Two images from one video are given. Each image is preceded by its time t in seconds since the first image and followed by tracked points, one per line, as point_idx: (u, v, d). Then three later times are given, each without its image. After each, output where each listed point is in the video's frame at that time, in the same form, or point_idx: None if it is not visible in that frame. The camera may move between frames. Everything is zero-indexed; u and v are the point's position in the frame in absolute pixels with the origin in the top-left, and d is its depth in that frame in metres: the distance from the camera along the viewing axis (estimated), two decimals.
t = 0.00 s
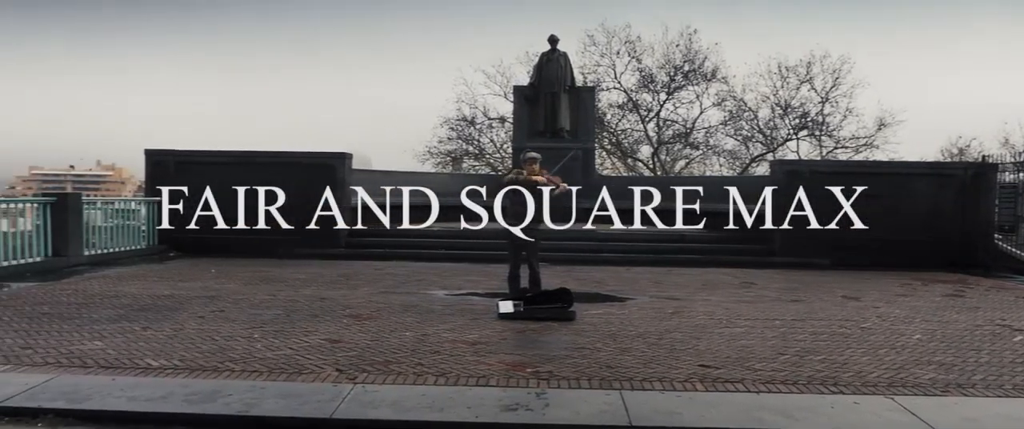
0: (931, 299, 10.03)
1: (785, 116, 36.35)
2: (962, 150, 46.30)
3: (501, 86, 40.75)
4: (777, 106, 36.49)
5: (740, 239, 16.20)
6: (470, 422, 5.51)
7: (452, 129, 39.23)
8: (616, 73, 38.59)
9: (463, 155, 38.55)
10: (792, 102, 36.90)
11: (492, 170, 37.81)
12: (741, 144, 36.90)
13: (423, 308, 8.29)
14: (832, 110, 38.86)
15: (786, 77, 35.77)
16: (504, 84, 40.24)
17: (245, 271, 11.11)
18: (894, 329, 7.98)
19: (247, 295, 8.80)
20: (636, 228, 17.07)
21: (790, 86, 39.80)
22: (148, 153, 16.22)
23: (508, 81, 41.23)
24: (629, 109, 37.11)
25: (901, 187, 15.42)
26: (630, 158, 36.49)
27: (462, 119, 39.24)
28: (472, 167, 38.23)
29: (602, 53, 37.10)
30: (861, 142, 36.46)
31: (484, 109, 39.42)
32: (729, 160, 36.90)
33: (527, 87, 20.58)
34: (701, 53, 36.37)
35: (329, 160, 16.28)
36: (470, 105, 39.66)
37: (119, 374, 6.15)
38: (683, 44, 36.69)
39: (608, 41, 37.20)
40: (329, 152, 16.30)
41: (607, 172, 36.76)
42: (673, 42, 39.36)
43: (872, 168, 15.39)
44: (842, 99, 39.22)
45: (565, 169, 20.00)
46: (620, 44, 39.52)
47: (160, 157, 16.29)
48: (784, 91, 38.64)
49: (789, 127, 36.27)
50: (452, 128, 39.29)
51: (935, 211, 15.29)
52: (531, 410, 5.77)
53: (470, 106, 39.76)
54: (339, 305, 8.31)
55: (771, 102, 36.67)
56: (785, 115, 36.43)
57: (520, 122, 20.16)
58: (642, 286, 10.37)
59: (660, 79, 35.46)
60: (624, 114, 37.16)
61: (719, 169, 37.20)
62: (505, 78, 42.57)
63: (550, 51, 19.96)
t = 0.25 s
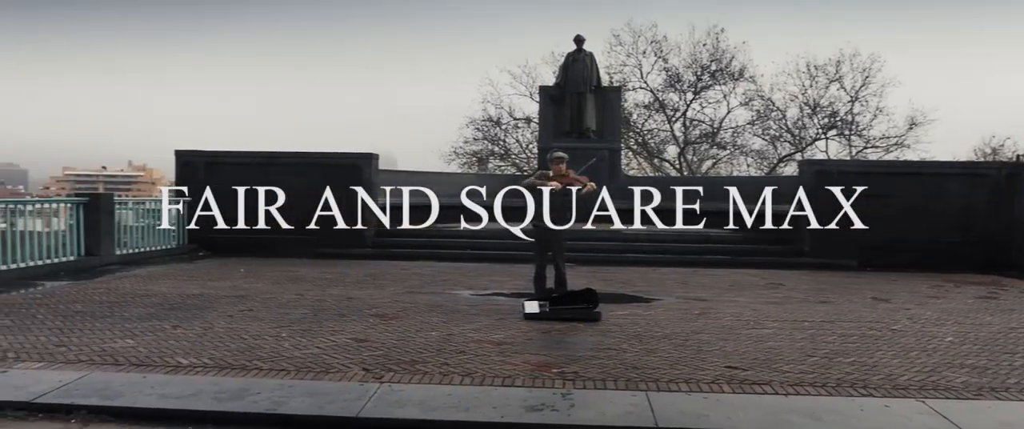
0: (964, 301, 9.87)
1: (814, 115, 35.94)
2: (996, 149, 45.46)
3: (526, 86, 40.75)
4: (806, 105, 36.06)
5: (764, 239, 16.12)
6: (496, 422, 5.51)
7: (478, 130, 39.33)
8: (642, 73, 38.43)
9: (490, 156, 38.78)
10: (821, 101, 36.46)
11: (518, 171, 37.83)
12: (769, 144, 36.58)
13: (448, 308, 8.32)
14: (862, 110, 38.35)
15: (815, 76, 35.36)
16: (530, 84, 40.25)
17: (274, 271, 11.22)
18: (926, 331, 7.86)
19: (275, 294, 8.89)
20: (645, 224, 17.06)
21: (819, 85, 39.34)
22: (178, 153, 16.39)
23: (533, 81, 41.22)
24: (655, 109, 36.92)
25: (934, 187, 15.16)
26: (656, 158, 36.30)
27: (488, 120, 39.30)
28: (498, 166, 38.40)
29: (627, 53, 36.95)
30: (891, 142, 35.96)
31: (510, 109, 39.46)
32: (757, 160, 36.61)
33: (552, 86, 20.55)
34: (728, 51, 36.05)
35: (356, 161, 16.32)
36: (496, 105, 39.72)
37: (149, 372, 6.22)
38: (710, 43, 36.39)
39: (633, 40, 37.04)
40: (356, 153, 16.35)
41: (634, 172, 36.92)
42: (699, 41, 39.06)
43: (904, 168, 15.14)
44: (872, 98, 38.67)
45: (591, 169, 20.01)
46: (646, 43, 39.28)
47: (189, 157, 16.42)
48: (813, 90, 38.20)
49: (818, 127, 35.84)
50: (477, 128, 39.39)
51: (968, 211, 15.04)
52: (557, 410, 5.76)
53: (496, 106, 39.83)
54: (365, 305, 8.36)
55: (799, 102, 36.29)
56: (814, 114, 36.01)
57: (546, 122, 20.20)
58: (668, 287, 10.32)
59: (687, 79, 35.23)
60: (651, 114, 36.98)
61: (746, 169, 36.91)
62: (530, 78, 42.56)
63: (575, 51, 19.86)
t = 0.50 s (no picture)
0: (998, 303, 9.69)
1: (842, 115, 35.51)
2: None
3: (551, 87, 40.73)
4: (835, 104, 35.63)
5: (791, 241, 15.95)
6: (521, 422, 5.50)
7: (503, 130, 39.38)
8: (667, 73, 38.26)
9: (515, 156, 38.84)
10: (849, 100, 36.02)
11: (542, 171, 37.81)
12: (796, 144, 36.24)
13: (473, 308, 8.33)
14: (892, 109, 37.83)
15: (843, 74, 34.95)
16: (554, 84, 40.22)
17: (301, 271, 11.31)
18: (957, 334, 7.74)
19: (302, 294, 8.96)
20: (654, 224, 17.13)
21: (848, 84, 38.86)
22: (207, 154, 16.67)
23: (558, 81, 41.20)
24: (680, 108, 36.72)
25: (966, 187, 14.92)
26: (682, 158, 36.04)
27: (513, 120, 39.33)
28: (523, 166, 38.39)
29: (653, 52, 36.81)
30: (922, 142, 35.45)
31: (535, 109, 39.46)
32: (783, 160, 36.31)
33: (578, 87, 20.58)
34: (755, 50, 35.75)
35: (381, 161, 16.45)
36: (520, 105, 39.76)
37: (178, 370, 6.29)
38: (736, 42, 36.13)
39: (659, 39, 36.90)
40: (381, 153, 16.48)
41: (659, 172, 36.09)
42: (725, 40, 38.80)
43: (935, 167, 14.93)
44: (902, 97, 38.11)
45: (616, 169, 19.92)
46: (673, 44, 39.17)
47: (218, 158, 16.71)
48: (841, 90, 37.76)
49: (847, 126, 35.41)
50: (502, 129, 39.44)
51: (1001, 212, 14.78)
52: (582, 411, 5.74)
53: (522, 106, 39.84)
54: (391, 305, 8.39)
55: (827, 101, 35.88)
56: (842, 114, 35.58)
57: (571, 122, 20.22)
58: (694, 288, 10.25)
59: (713, 78, 35.01)
60: (676, 114, 36.78)
61: (773, 169, 36.59)
62: (554, 78, 42.56)
63: (601, 51, 19.88)
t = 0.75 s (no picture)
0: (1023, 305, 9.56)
1: (864, 114, 35.14)
2: None
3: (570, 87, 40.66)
4: (857, 103, 35.25)
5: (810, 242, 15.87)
6: (540, 423, 5.49)
7: (522, 130, 39.35)
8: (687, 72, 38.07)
9: (534, 156, 38.82)
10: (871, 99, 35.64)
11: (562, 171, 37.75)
12: (817, 143, 35.97)
13: (491, 308, 8.33)
14: (915, 108, 37.40)
15: (865, 73, 34.59)
16: (573, 84, 40.14)
17: (321, 271, 11.37)
18: (981, 336, 7.64)
19: (322, 293, 9.00)
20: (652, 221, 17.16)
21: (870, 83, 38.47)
22: (229, 154, 16.83)
23: (577, 81, 41.13)
24: (700, 108, 36.50)
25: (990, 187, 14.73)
26: (702, 158, 35.93)
27: (532, 120, 39.29)
28: (543, 167, 38.44)
29: (672, 52, 36.65)
30: (945, 141, 35.02)
31: (554, 109, 39.39)
32: (805, 160, 36.07)
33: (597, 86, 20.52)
34: (776, 49, 35.45)
35: (401, 162, 16.48)
36: (540, 106, 39.72)
37: (200, 368, 6.34)
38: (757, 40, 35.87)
39: (678, 39, 36.73)
40: (401, 154, 16.51)
41: (679, 172, 36.49)
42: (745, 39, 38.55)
43: (959, 167, 14.74)
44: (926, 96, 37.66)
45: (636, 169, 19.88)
46: (693, 43, 38.97)
47: (239, 159, 16.86)
48: (864, 89, 37.38)
49: (869, 126, 35.04)
50: (522, 129, 39.42)
51: None
52: (601, 412, 5.72)
53: (541, 106, 39.79)
54: (410, 304, 8.41)
55: (849, 100, 35.53)
56: (864, 113, 35.21)
57: (591, 122, 20.18)
58: (714, 289, 10.20)
59: (733, 78, 34.81)
60: (696, 113, 36.58)
61: (794, 169, 36.34)
62: (574, 78, 42.47)
63: (620, 50, 19.82)
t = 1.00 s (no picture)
0: None
1: (888, 113, 34.73)
2: None
3: (590, 87, 40.57)
4: (881, 102, 34.81)
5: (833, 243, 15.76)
6: (561, 423, 5.48)
7: (543, 131, 39.32)
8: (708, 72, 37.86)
9: (555, 156, 38.82)
10: (896, 98, 35.22)
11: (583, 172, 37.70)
12: (841, 143, 35.67)
13: (512, 309, 8.33)
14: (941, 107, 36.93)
15: (889, 72, 34.19)
16: (594, 84, 40.04)
17: (343, 270, 11.43)
18: (1009, 338, 7.52)
19: (343, 293, 9.05)
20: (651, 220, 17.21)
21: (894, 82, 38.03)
22: (251, 155, 16.97)
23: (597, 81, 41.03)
24: (722, 108, 36.25)
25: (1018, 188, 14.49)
26: (724, 158, 35.82)
27: (552, 120, 39.23)
28: (563, 167, 38.43)
29: (694, 51, 36.47)
30: (972, 141, 34.55)
31: (575, 109, 39.33)
32: (828, 160, 35.83)
33: (617, 87, 20.48)
34: (799, 48, 35.16)
35: (423, 162, 16.55)
36: (560, 106, 39.66)
37: (223, 367, 6.39)
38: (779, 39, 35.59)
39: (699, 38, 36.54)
40: (423, 154, 16.59)
41: (700, 172, 36.70)
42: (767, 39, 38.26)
43: (986, 167, 14.54)
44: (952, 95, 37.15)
45: (657, 169, 19.77)
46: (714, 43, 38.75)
47: (262, 159, 16.98)
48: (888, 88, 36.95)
49: (893, 126, 34.60)
50: (543, 129, 39.40)
51: None
52: (622, 413, 5.70)
53: (562, 106, 39.73)
54: (430, 304, 8.43)
55: (873, 99, 35.16)
56: (889, 112, 34.79)
57: (612, 122, 20.10)
58: (735, 289, 10.14)
59: (756, 77, 34.61)
60: (718, 113, 36.35)
61: (817, 169, 36.11)
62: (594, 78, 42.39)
63: (641, 50, 19.82)
